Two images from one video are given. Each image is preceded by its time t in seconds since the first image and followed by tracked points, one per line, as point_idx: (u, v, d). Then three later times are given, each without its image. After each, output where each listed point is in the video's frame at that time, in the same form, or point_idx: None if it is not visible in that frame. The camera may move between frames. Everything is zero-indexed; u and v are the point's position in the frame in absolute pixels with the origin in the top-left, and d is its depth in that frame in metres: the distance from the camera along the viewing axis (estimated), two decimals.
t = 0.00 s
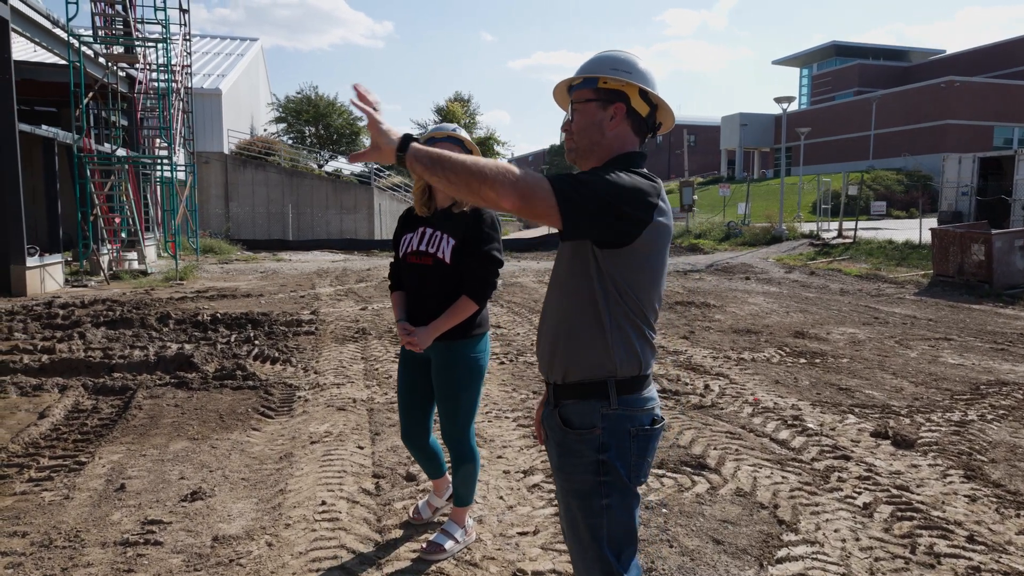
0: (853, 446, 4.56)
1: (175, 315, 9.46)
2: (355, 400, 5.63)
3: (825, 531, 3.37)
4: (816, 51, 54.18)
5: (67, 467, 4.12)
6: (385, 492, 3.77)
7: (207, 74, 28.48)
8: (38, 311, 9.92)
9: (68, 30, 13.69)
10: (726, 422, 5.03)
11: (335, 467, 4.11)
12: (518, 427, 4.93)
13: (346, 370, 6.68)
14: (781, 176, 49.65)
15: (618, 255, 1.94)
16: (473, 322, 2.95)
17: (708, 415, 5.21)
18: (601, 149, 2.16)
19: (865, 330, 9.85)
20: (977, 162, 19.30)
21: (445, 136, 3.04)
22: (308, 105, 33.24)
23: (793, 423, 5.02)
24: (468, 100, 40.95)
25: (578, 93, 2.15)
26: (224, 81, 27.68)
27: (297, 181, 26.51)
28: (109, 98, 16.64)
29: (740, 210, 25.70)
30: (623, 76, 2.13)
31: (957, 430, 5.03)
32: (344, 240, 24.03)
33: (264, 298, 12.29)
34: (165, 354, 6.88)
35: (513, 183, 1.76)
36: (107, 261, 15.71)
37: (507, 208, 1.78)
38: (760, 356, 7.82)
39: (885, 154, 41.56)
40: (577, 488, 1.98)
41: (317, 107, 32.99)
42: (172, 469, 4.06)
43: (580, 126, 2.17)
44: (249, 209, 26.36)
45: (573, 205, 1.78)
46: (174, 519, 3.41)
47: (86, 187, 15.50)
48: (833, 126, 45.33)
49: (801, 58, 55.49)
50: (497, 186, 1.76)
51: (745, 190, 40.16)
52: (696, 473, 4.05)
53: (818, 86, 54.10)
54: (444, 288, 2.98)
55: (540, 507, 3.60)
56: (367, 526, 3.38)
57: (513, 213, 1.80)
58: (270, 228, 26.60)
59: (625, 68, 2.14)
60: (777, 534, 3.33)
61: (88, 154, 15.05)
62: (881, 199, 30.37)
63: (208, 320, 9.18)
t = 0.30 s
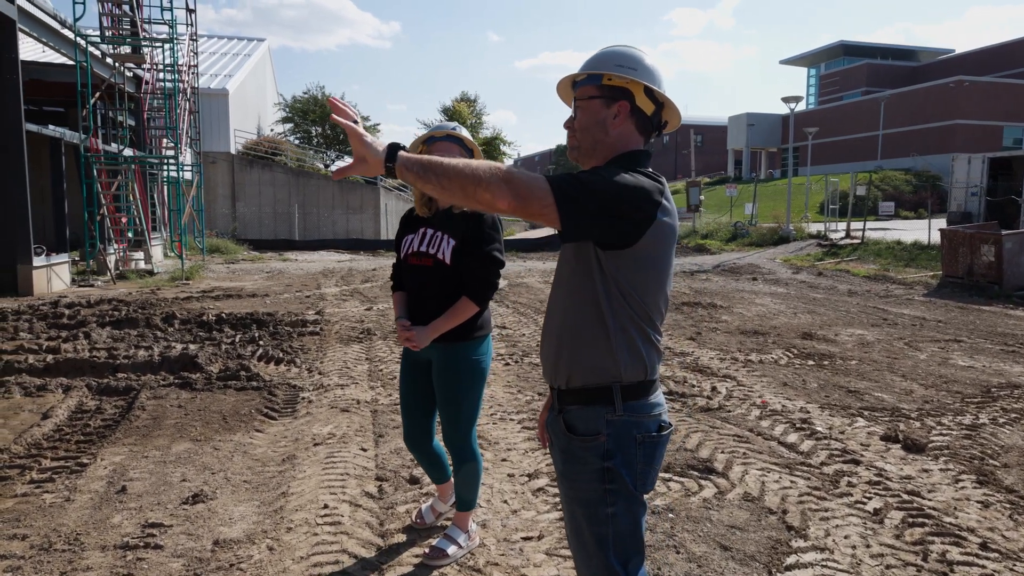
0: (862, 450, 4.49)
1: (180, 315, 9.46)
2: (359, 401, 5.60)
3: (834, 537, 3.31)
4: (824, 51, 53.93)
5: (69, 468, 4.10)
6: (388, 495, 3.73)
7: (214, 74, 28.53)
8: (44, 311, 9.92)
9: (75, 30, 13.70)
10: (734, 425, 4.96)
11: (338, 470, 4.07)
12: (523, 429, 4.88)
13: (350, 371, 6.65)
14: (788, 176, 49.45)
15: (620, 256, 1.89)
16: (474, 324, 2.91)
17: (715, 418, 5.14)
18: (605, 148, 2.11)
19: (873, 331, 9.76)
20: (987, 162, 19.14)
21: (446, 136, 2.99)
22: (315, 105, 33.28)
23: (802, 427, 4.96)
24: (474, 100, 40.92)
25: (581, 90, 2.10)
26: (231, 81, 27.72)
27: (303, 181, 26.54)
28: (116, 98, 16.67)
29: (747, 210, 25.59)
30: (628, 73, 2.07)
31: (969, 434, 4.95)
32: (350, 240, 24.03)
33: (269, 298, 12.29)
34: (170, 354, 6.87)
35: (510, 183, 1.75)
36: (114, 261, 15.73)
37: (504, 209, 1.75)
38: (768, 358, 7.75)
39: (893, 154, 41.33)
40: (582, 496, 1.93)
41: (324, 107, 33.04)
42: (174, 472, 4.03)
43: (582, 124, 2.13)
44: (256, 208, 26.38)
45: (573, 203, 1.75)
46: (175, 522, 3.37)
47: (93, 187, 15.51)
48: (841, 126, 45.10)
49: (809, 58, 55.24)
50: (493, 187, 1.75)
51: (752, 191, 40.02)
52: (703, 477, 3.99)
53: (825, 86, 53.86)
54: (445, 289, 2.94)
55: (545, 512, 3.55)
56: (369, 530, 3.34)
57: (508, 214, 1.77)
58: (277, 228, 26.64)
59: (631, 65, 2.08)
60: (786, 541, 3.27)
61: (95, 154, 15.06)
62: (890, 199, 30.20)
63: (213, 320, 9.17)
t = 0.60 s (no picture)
0: (872, 454, 4.43)
1: (185, 315, 9.46)
2: (363, 403, 5.56)
3: (844, 544, 3.25)
4: (831, 50, 53.68)
5: (71, 470, 4.08)
6: (390, 499, 3.69)
7: (221, 74, 28.59)
8: (50, 311, 9.93)
9: (82, 31, 13.70)
10: (741, 428, 4.91)
11: (340, 473, 4.03)
12: (528, 432, 4.84)
13: (354, 373, 6.62)
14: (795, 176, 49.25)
15: (627, 259, 1.84)
16: (477, 326, 2.86)
17: (722, 421, 5.09)
18: (605, 147, 2.06)
19: (882, 332, 9.68)
20: (997, 162, 18.97)
21: (440, 133, 2.95)
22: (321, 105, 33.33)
23: (810, 430, 4.89)
24: (481, 100, 40.92)
25: (582, 88, 2.05)
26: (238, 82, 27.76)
27: (310, 181, 26.56)
28: (123, 98, 16.69)
29: (754, 210, 25.47)
30: (629, 70, 2.03)
31: (980, 438, 4.88)
32: (356, 240, 24.05)
33: (274, 298, 12.29)
34: (174, 355, 6.85)
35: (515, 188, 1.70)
36: (120, 261, 15.77)
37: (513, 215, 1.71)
38: (775, 359, 7.68)
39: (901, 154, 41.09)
40: (591, 504, 1.89)
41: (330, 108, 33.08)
42: (176, 474, 4.00)
43: (582, 122, 2.08)
44: (263, 209, 26.42)
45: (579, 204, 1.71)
46: (176, 526, 3.34)
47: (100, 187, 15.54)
48: (849, 126, 44.86)
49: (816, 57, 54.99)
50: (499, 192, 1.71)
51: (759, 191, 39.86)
52: (710, 481, 3.94)
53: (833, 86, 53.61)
54: (446, 290, 2.90)
55: (549, 516, 3.51)
56: (372, 535, 3.30)
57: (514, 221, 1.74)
58: (283, 228, 26.67)
59: (633, 61, 2.04)
60: (794, 547, 3.22)
61: (102, 154, 15.07)
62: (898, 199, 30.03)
63: (218, 320, 9.17)
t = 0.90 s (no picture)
0: (881, 458, 4.37)
1: (191, 316, 9.48)
2: (366, 404, 5.54)
3: (853, 549, 3.20)
4: (839, 50, 53.43)
5: (73, 472, 4.07)
6: (393, 501, 3.66)
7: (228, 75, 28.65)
8: (57, 311, 9.96)
9: (90, 32, 13.75)
10: (748, 431, 4.86)
11: (343, 475, 4.01)
12: (532, 434, 4.80)
13: (359, 374, 6.59)
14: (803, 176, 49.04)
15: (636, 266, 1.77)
16: (478, 330, 2.82)
17: (729, 423, 5.04)
18: (607, 150, 2.02)
19: (891, 334, 9.59)
20: (1007, 162, 18.82)
21: (432, 134, 2.96)
22: (328, 106, 33.38)
23: (818, 433, 4.84)
24: (487, 101, 40.91)
25: (583, 86, 2.01)
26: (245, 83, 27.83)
27: (316, 181, 26.59)
28: (130, 99, 16.73)
29: (760, 210, 25.37)
30: (633, 71, 1.99)
31: (990, 441, 4.82)
32: (362, 241, 24.08)
33: (280, 298, 12.31)
34: (179, 356, 6.85)
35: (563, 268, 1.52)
36: (127, 261, 15.81)
37: (576, 301, 1.56)
38: (783, 361, 7.61)
39: (910, 154, 40.84)
40: (595, 512, 1.86)
41: (337, 108, 33.14)
42: (179, 476, 3.98)
43: (584, 122, 2.03)
44: (270, 209, 26.45)
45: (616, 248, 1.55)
46: (177, 528, 3.32)
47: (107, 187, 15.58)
48: (856, 125, 44.63)
49: (824, 57, 54.74)
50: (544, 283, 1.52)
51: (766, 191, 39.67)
52: (716, 485, 3.89)
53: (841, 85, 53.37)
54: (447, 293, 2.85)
55: (553, 520, 3.47)
56: (374, 538, 3.27)
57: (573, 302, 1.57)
58: (290, 228, 26.70)
59: (636, 63, 2.00)
60: (803, 553, 3.17)
61: (109, 155, 15.10)
62: (906, 199, 29.84)
63: (223, 321, 9.18)
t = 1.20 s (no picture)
0: (888, 462, 4.31)
1: (195, 316, 9.50)
2: (369, 406, 5.52)
3: (859, 556, 3.16)
4: (847, 50, 53.20)
5: (74, 474, 4.05)
6: (395, 505, 3.64)
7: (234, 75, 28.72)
8: (63, 311, 9.98)
9: (96, 33, 13.78)
10: (753, 435, 4.81)
11: (345, 478, 3.98)
12: (535, 437, 4.76)
13: (362, 375, 6.57)
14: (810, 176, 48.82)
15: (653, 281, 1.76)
16: (478, 335, 2.79)
17: (734, 427, 5.00)
18: (599, 153, 2.00)
19: (898, 335, 9.51)
20: (1016, 161, 18.68)
21: (435, 137, 2.94)
22: (334, 106, 33.42)
23: (825, 436, 4.79)
24: (493, 101, 40.92)
25: (575, 87, 1.98)
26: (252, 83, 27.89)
27: (322, 182, 26.63)
28: (136, 100, 16.78)
29: (767, 210, 25.25)
30: (626, 71, 1.96)
31: (1000, 445, 4.76)
32: (368, 241, 24.09)
33: (285, 299, 12.32)
34: (183, 356, 6.84)
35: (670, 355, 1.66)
36: (134, 261, 15.85)
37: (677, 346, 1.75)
38: (789, 363, 7.56)
39: (918, 154, 40.61)
40: (600, 521, 1.83)
41: (343, 109, 33.19)
42: (180, 479, 3.96)
43: (576, 124, 2.00)
44: (276, 209, 26.49)
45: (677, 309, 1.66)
46: (177, 532, 3.30)
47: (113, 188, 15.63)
48: (864, 126, 44.41)
49: (832, 56, 54.51)
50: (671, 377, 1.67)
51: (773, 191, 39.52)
52: (721, 490, 3.85)
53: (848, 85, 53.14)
54: (445, 297, 2.83)
55: (556, 525, 3.44)
56: (374, 543, 3.25)
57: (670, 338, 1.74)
58: (296, 228, 26.74)
59: (630, 62, 1.97)
60: (808, 559, 3.13)
61: (115, 155, 15.13)
62: (914, 200, 29.70)
63: (228, 321, 9.19)
